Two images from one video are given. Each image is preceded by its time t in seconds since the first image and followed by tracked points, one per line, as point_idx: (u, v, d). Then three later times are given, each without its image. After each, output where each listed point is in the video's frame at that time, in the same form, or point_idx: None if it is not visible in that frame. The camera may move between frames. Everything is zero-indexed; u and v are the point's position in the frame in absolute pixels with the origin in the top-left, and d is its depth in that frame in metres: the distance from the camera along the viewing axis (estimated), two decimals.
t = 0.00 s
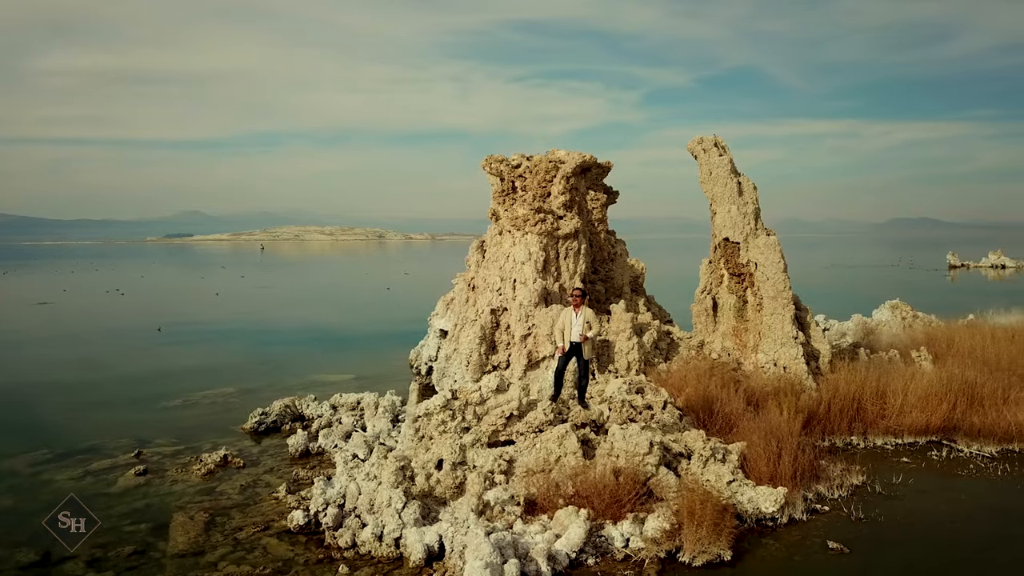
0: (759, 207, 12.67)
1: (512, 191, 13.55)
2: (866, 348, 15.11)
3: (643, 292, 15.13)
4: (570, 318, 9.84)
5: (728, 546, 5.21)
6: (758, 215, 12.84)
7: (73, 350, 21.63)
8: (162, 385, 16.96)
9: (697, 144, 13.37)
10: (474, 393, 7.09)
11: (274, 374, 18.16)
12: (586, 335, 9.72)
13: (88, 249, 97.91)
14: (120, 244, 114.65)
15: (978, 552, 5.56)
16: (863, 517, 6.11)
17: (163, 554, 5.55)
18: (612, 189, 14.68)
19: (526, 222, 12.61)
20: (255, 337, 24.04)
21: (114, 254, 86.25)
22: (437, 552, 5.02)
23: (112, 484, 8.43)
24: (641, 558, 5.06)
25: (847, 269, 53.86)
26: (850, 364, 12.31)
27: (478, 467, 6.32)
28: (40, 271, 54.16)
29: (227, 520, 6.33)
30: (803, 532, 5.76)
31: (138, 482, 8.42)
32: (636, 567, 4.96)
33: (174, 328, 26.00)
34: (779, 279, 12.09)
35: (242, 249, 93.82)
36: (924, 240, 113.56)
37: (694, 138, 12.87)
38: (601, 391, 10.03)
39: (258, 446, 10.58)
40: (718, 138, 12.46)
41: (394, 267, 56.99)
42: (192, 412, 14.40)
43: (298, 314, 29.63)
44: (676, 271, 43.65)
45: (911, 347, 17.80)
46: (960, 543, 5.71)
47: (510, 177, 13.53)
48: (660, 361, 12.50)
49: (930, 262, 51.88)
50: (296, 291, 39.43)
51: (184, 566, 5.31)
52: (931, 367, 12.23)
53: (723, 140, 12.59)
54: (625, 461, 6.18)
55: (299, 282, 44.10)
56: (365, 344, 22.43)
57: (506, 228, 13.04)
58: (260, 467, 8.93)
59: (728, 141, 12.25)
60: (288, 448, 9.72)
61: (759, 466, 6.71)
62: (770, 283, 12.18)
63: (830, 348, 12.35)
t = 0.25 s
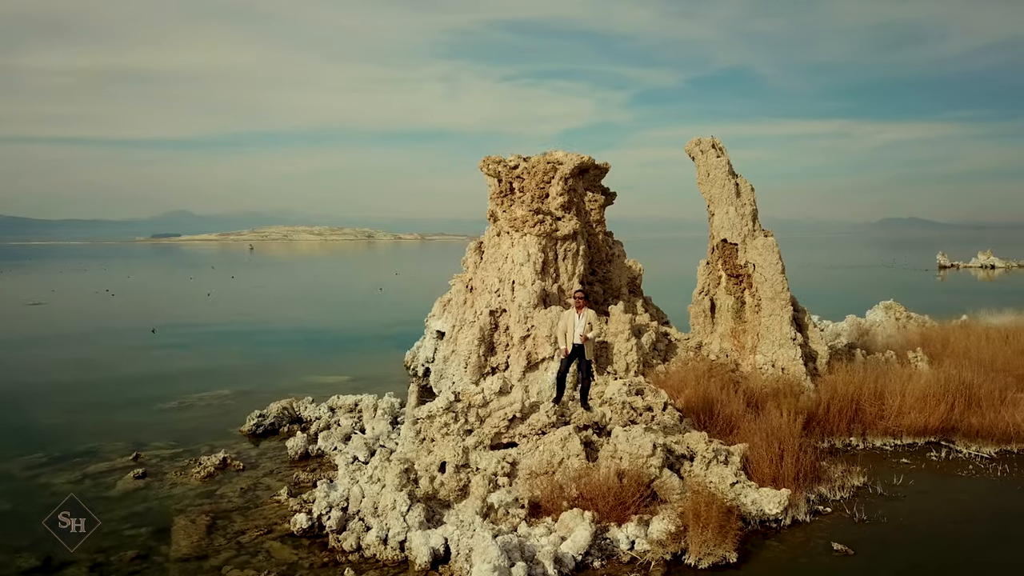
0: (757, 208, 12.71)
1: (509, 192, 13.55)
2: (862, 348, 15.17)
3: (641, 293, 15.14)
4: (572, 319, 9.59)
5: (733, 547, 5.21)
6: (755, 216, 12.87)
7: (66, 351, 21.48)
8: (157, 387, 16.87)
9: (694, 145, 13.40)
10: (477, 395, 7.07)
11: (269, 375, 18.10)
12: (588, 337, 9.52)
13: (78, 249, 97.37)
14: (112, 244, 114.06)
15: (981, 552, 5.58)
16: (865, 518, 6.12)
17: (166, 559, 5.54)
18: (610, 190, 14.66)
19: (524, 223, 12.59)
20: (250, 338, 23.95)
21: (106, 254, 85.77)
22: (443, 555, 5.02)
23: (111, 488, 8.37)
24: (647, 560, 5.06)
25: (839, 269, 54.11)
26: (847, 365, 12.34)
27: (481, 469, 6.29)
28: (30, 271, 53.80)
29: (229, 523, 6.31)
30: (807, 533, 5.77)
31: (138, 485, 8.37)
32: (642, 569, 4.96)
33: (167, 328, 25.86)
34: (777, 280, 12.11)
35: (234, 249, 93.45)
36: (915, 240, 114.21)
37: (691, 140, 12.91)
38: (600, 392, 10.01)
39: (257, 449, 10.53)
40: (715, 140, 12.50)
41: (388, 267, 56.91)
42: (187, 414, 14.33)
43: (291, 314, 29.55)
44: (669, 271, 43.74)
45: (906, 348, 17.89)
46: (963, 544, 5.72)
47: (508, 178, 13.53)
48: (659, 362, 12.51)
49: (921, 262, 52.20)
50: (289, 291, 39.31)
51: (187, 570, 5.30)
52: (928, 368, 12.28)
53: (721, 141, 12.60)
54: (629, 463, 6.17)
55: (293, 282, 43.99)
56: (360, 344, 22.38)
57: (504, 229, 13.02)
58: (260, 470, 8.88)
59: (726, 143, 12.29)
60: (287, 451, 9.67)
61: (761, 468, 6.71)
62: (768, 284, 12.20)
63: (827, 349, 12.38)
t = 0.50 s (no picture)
0: (755, 210, 12.73)
1: (508, 194, 13.54)
2: (858, 349, 15.22)
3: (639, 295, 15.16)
4: (575, 322, 9.48)
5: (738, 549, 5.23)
6: (753, 217, 12.89)
7: (60, 353, 21.35)
8: (153, 389, 16.78)
9: (693, 146, 13.43)
10: (481, 397, 7.07)
11: (265, 377, 18.03)
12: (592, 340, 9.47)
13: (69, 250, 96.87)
14: (104, 245, 113.51)
15: (982, 553, 5.60)
16: (868, 519, 6.14)
17: (169, 564, 5.52)
18: (608, 191, 14.66)
19: (523, 225, 12.58)
20: (245, 338, 23.85)
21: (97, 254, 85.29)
22: (448, 558, 5.01)
23: (110, 491, 8.32)
24: (653, 563, 5.08)
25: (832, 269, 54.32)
26: (846, 366, 12.38)
27: (485, 472, 6.28)
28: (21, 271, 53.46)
29: (232, 527, 6.28)
30: (811, 535, 5.78)
31: (138, 489, 8.32)
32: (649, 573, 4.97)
33: (161, 329, 25.73)
34: (775, 281, 12.13)
35: (227, 249, 93.12)
36: (908, 240, 114.76)
37: (689, 141, 12.93)
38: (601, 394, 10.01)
39: (256, 452, 10.48)
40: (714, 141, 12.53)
41: (381, 267, 56.81)
42: (184, 416, 14.26)
43: (286, 315, 29.47)
44: (663, 271, 43.80)
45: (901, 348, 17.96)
46: (965, 545, 5.74)
47: (506, 179, 13.53)
48: (657, 364, 12.53)
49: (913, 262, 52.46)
50: (283, 291, 39.19)
51: None
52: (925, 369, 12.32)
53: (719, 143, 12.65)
54: (632, 466, 6.17)
55: (286, 283, 43.86)
56: (356, 345, 22.33)
57: (503, 231, 13.03)
58: (260, 473, 8.84)
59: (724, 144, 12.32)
60: (287, 453, 9.63)
61: (764, 469, 6.73)
62: (766, 286, 12.22)
63: (825, 350, 12.42)
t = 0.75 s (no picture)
0: (754, 211, 12.76)
1: (506, 194, 13.53)
2: (855, 350, 15.26)
3: (636, 295, 15.16)
4: (577, 323, 9.45)
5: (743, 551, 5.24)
6: (751, 218, 12.92)
7: (53, 354, 21.20)
8: (148, 390, 16.69)
9: (691, 147, 13.46)
10: (483, 399, 7.06)
11: (261, 378, 17.96)
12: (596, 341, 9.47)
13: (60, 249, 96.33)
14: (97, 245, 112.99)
15: (985, 553, 5.62)
16: (871, 520, 6.15)
17: (172, 568, 5.50)
18: (606, 193, 14.67)
19: (522, 225, 12.58)
20: (239, 339, 23.74)
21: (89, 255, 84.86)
22: (455, 560, 5.01)
23: (109, 494, 8.28)
24: (658, 564, 5.08)
25: (825, 269, 54.52)
26: (843, 367, 12.41)
27: (488, 473, 6.27)
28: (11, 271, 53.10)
29: (234, 530, 6.25)
30: (814, 536, 5.79)
31: (137, 491, 8.28)
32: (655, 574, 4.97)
33: (155, 330, 25.59)
34: (774, 282, 12.15)
35: (220, 249, 92.78)
36: (899, 241, 115.37)
37: (687, 142, 12.96)
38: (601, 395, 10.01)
39: (254, 454, 10.44)
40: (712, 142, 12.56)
41: (375, 267, 56.69)
42: (180, 418, 14.19)
43: (280, 315, 29.38)
44: (658, 270, 43.86)
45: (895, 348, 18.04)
46: (968, 545, 5.76)
47: (504, 180, 13.52)
48: (656, 364, 12.54)
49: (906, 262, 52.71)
50: (278, 292, 39.08)
51: None
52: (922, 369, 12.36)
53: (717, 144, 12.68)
54: (636, 467, 6.17)
55: (280, 283, 43.72)
56: (351, 346, 22.28)
57: (502, 231, 13.04)
58: (260, 475, 8.81)
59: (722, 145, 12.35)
60: (286, 455, 9.59)
61: (766, 470, 6.74)
62: (765, 286, 12.24)
63: (823, 351, 12.45)
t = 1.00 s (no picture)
0: (752, 211, 12.79)
1: (504, 194, 13.53)
2: (852, 350, 15.31)
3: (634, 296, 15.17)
4: (581, 323, 9.44)
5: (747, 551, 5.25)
6: (749, 219, 12.95)
7: (47, 355, 21.10)
8: (144, 391, 16.62)
9: (689, 148, 13.49)
10: (486, 400, 7.05)
11: (258, 379, 17.91)
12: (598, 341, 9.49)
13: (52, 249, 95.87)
14: (84, 244, 112.21)
15: (988, 552, 5.64)
16: (874, 520, 6.17)
17: (175, 570, 5.48)
18: (604, 193, 14.65)
19: (521, 226, 12.57)
20: (234, 340, 23.67)
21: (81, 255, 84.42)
22: (460, 561, 5.01)
23: (108, 495, 8.25)
24: (664, 565, 5.09)
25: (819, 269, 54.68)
26: (841, 367, 12.44)
27: (491, 474, 6.26)
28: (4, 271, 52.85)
29: (237, 531, 6.24)
30: (818, 536, 5.80)
31: (136, 493, 8.25)
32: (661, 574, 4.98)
33: (149, 330, 25.48)
34: (772, 282, 12.17)
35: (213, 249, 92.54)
36: (892, 241, 115.83)
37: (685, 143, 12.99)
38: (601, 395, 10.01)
39: (253, 455, 10.41)
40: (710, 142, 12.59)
41: (370, 267, 56.59)
42: (177, 419, 14.13)
43: (275, 316, 29.32)
44: (652, 270, 43.89)
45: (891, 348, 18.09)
46: (971, 544, 5.78)
47: (502, 180, 13.48)
48: (655, 365, 12.55)
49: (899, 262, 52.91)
50: (272, 292, 38.91)
51: None
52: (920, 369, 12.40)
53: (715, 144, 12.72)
54: (640, 468, 6.17)
55: (274, 283, 43.59)
56: (347, 346, 22.23)
57: (501, 232, 13.04)
58: (260, 476, 8.78)
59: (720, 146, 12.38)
60: (286, 456, 9.56)
61: (769, 471, 6.76)
62: (763, 286, 12.26)
63: (821, 350, 12.48)
